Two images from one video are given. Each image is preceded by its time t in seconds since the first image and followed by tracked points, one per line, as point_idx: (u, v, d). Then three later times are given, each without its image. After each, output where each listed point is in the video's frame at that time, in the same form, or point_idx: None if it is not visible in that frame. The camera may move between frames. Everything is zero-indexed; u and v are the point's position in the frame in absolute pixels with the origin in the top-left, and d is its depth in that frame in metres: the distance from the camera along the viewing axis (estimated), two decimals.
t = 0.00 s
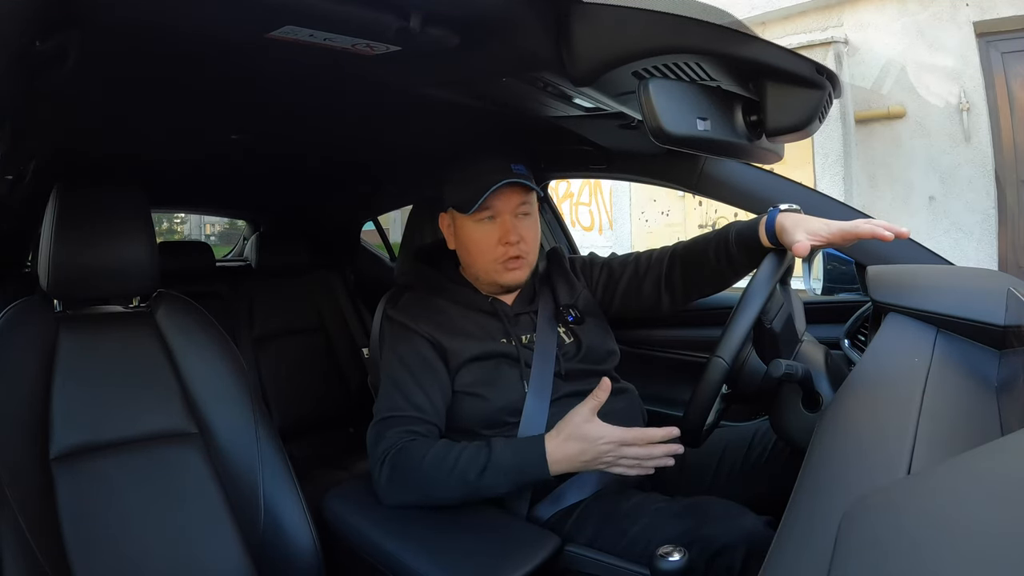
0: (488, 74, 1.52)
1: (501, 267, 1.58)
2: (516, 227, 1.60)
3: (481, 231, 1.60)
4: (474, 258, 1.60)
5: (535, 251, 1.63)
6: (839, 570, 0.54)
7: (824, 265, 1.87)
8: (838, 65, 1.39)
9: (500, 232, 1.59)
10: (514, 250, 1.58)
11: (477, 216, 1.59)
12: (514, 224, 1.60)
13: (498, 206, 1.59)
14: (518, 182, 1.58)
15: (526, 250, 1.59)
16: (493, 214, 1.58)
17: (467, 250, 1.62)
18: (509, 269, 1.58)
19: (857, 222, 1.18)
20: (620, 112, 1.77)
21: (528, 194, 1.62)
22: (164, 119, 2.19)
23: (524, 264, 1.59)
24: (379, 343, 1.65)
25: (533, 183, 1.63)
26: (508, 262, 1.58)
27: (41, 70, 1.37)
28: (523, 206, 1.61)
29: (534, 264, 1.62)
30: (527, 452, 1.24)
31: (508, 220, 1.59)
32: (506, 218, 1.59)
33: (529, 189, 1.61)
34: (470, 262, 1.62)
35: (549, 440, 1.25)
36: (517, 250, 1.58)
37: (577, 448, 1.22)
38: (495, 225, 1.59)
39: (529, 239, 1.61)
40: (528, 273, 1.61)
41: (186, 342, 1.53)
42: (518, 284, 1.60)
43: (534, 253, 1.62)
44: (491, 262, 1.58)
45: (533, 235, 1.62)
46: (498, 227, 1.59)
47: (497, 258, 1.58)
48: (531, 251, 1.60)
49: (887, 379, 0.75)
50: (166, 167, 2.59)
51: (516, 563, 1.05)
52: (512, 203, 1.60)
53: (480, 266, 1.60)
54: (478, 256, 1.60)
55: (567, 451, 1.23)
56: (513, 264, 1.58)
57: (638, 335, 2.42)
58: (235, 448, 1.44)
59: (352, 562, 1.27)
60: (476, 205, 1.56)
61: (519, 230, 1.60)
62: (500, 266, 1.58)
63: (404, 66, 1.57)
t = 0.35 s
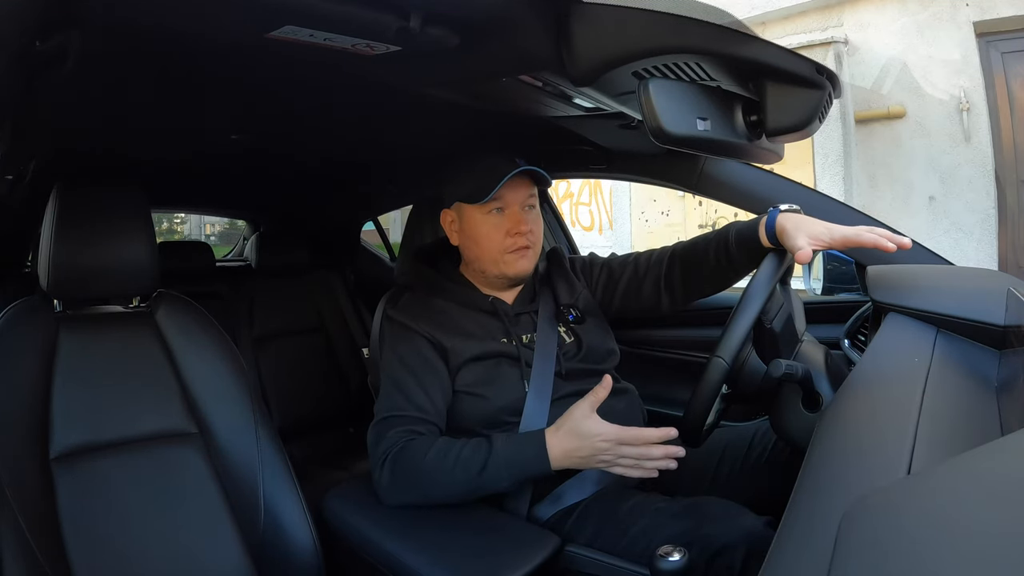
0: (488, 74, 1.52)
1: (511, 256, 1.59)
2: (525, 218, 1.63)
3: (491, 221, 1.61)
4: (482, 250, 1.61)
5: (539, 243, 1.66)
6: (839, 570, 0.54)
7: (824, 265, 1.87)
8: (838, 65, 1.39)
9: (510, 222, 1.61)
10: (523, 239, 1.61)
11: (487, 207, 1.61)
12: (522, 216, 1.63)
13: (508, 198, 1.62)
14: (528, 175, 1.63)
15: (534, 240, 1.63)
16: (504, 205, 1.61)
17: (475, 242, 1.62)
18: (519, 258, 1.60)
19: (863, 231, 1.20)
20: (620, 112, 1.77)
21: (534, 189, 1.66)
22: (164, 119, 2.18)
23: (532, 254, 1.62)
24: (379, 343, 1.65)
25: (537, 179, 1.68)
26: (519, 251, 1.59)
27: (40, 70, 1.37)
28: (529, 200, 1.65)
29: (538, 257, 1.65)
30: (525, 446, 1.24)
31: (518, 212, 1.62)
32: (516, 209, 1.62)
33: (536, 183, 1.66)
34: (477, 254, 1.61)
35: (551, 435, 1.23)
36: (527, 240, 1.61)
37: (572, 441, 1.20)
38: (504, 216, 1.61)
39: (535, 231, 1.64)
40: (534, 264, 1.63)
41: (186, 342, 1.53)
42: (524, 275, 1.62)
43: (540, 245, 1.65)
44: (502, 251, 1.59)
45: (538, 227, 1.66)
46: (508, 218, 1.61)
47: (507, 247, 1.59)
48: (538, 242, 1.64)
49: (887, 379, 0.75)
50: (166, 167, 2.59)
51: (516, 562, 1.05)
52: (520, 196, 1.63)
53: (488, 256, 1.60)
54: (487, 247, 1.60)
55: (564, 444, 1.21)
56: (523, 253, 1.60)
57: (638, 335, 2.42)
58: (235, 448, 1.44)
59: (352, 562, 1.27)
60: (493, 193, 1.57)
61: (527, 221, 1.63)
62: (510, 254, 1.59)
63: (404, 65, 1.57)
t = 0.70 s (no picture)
0: (488, 75, 1.52)
1: (491, 256, 1.59)
2: (506, 219, 1.62)
3: (472, 224, 1.62)
4: (467, 252, 1.62)
5: (528, 243, 1.64)
6: (839, 570, 0.54)
7: (824, 265, 1.84)
8: (838, 65, 1.40)
9: (491, 223, 1.61)
10: (504, 240, 1.59)
11: (468, 209, 1.62)
12: (504, 216, 1.62)
13: (487, 198, 1.62)
14: (508, 174, 1.61)
15: (516, 240, 1.61)
16: (483, 207, 1.61)
17: (461, 245, 1.64)
18: (500, 258, 1.59)
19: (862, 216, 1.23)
20: (620, 112, 1.77)
21: (520, 188, 1.65)
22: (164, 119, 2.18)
23: (515, 254, 1.60)
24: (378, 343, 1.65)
25: (525, 177, 1.66)
26: (498, 252, 1.58)
27: (40, 70, 1.37)
28: (514, 200, 1.64)
29: (528, 255, 1.63)
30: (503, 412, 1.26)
31: (499, 212, 1.61)
32: (497, 210, 1.61)
33: (519, 181, 1.64)
34: (463, 256, 1.64)
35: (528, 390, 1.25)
36: (508, 240, 1.60)
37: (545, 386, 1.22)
38: (485, 217, 1.61)
39: (520, 231, 1.63)
40: (520, 264, 1.61)
41: (186, 342, 1.53)
42: (511, 275, 1.60)
43: (527, 245, 1.63)
44: (482, 252, 1.59)
45: (525, 227, 1.64)
46: (488, 219, 1.61)
47: (487, 248, 1.59)
48: (522, 242, 1.62)
49: (888, 380, 0.75)
50: (166, 167, 2.59)
51: (516, 562, 1.05)
52: (502, 196, 1.63)
53: (472, 258, 1.61)
54: (470, 249, 1.61)
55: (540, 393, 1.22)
56: (503, 253, 1.59)
57: (638, 335, 2.42)
58: (235, 448, 1.44)
59: (351, 562, 1.27)
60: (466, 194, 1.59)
61: (510, 221, 1.62)
62: (490, 256, 1.59)
63: (404, 65, 1.57)
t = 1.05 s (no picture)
0: (488, 75, 1.52)
1: (487, 258, 1.59)
2: (502, 220, 1.62)
3: (468, 226, 1.62)
4: (463, 255, 1.63)
5: (525, 243, 1.64)
6: (839, 570, 0.54)
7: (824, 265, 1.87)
8: (838, 65, 1.40)
9: (486, 224, 1.61)
10: (499, 241, 1.60)
11: (463, 211, 1.63)
12: (500, 217, 1.62)
13: (482, 200, 1.62)
14: (501, 176, 1.62)
15: (512, 241, 1.61)
16: (478, 208, 1.61)
17: (458, 247, 1.64)
18: (496, 259, 1.59)
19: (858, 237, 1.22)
20: (620, 112, 1.77)
21: (515, 189, 1.65)
22: (165, 118, 2.18)
23: (512, 255, 1.60)
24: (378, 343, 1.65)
25: (520, 177, 1.66)
26: (494, 253, 1.59)
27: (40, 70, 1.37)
28: (509, 200, 1.64)
29: (525, 256, 1.63)
30: (525, 448, 1.24)
31: (494, 214, 1.62)
32: (492, 212, 1.62)
33: (513, 182, 1.64)
34: (461, 258, 1.64)
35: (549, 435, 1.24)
36: (504, 242, 1.60)
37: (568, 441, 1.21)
38: (481, 219, 1.62)
39: (516, 232, 1.63)
40: (518, 264, 1.61)
41: (187, 342, 1.53)
42: (508, 275, 1.60)
43: (524, 245, 1.63)
44: (479, 255, 1.60)
45: (522, 227, 1.64)
46: (483, 221, 1.61)
47: (483, 249, 1.60)
48: (519, 242, 1.62)
49: (889, 379, 0.75)
50: (166, 167, 2.59)
51: (516, 563, 1.05)
52: (497, 197, 1.63)
53: (470, 261, 1.62)
54: (467, 251, 1.62)
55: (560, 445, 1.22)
56: (499, 254, 1.59)
57: (638, 335, 2.42)
58: (234, 449, 1.44)
59: (351, 563, 1.27)
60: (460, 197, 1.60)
61: (506, 222, 1.62)
62: (486, 258, 1.60)
63: (404, 65, 1.57)
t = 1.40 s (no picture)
0: (488, 75, 1.52)
1: (489, 261, 1.59)
2: (504, 223, 1.62)
3: (470, 228, 1.62)
4: (465, 257, 1.63)
5: (527, 246, 1.64)
6: (839, 570, 0.54)
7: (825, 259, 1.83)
8: (838, 65, 1.40)
9: (488, 227, 1.61)
10: (501, 244, 1.60)
11: (465, 214, 1.62)
12: (502, 221, 1.62)
13: (485, 203, 1.62)
14: (504, 180, 1.61)
15: (515, 244, 1.61)
16: (481, 211, 1.61)
17: (459, 249, 1.64)
18: (498, 262, 1.59)
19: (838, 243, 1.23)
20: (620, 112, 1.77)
21: (518, 192, 1.64)
22: (166, 119, 2.18)
23: (514, 258, 1.60)
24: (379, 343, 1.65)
25: (522, 181, 1.65)
26: (496, 256, 1.59)
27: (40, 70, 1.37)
28: (512, 204, 1.64)
29: (526, 259, 1.63)
30: (530, 448, 1.26)
31: (496, 217, 1.61)
32: (495, 215, 1.61)
33: (517, 186, 1.63)
34: (461, 260, 1.64)
35: (554, 435, 1.27)
36: (506, 245, 1.60)
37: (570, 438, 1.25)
38: (483, 221, 1.61)
39: (519, 235, 1.63)
40: (519, 268, 1.61)
41: (187, 342, 1.53)
42: (509, 278, 1.60)
43: (526, 248, 1.63)
44: (480, 257, 1.60)
45: (524, 230, 1.64)
46: (486, 224, 1.61)
47: (485, 252, 1.60)
48: (521, 246, 1.62)
49: (889, 380, 0.75)
50: (166, 167, 2.59)
51: (517, 563, 1.05)
52: (500, 201, 1.63)
53: (471, 263, 1.62)
54: (468, 253, 1.62)
55: (566, 443, 1.25)
56: (501, 258, 1.59)
57: (638, 335, 2.42)
58: (234, 449, 1.44)
59: (351, 563, 1.27)
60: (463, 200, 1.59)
61: (508, 226, 1.62)
62: (487, 260, 1.60)
63: (404, 65, 1.57)
